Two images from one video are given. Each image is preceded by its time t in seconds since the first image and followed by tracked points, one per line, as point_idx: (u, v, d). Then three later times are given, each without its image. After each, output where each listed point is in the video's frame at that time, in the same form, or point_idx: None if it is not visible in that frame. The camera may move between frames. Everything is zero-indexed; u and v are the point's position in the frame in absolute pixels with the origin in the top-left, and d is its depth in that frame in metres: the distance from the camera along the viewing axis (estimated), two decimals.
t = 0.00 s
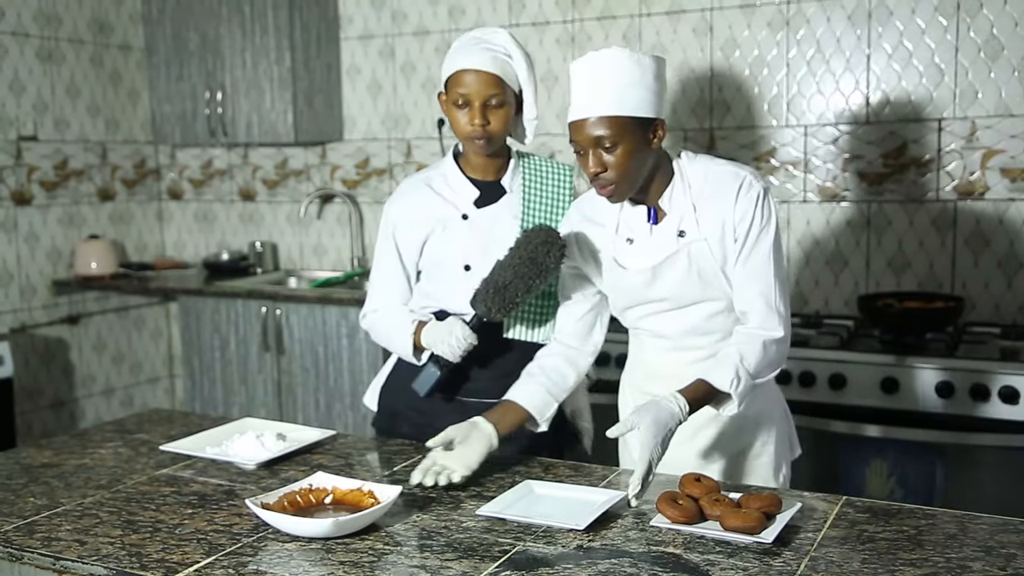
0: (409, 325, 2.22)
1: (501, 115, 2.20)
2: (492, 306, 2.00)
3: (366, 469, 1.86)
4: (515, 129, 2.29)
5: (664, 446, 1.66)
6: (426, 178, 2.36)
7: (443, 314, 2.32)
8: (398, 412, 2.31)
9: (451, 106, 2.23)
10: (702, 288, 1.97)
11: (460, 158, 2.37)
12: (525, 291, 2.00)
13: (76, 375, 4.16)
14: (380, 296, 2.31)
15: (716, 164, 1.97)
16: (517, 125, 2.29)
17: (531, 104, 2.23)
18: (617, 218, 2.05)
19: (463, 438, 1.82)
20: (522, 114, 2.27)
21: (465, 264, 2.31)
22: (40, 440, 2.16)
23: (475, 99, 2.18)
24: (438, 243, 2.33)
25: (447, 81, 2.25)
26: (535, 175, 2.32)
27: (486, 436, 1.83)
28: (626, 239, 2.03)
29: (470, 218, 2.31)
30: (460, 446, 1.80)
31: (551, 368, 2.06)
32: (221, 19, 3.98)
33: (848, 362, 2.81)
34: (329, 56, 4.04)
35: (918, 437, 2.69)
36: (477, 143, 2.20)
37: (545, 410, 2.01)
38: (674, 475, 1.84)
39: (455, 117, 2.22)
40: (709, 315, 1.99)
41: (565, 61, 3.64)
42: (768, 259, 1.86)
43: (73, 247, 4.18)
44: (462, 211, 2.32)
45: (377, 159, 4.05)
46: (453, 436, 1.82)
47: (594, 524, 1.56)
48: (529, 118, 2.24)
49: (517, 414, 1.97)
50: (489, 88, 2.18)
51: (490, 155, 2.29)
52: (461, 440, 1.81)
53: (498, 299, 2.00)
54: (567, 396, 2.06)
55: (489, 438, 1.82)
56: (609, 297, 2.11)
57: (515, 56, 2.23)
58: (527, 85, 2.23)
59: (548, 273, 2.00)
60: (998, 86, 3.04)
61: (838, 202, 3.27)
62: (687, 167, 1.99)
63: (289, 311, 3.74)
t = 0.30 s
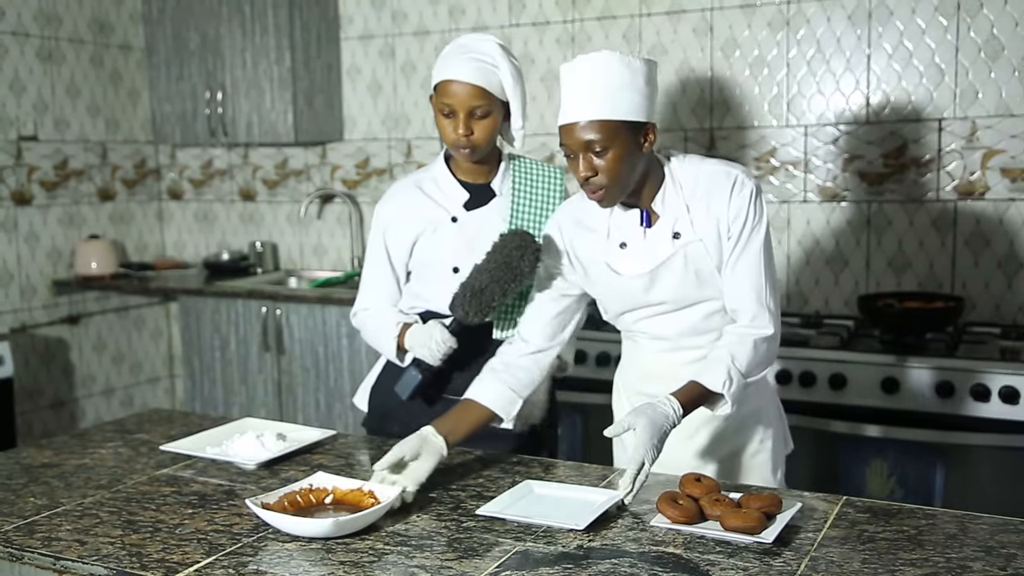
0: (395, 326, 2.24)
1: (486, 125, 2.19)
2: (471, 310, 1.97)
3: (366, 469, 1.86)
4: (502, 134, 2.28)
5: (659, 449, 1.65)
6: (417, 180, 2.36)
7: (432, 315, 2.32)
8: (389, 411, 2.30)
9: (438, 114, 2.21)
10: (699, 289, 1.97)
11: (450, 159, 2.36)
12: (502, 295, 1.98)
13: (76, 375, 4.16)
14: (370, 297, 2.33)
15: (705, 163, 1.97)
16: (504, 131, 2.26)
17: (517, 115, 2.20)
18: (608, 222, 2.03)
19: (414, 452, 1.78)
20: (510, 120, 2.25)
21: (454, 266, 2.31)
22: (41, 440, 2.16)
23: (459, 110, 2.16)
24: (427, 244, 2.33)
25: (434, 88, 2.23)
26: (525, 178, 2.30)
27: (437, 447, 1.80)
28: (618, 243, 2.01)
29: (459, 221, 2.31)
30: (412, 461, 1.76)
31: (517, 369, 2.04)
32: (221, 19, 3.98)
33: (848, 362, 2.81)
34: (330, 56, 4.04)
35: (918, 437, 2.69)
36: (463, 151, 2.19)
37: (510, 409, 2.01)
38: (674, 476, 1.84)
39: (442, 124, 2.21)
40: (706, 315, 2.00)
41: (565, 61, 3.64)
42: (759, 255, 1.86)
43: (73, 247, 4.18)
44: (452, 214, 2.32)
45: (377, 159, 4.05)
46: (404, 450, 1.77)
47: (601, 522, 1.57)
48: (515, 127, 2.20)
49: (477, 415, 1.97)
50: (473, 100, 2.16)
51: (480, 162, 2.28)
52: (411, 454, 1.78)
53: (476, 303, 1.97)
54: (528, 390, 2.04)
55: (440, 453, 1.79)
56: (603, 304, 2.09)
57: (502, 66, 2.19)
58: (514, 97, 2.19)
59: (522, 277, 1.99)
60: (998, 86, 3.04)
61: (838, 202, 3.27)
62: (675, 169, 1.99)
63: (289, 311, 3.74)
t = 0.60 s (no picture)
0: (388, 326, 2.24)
1: (476, 124, 2.17)
2: (453, 305, 2.00)
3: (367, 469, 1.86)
4: (493, 133, 2.27)
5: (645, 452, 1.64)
6: (409, 182, 2.37)
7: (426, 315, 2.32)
8: (388, 411, 2.29)
9: (427, 113, 2.19)
10: (692, 290, 1.97)
11: (443, 160, 2.35)
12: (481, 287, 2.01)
13: (77, 375, 4.16)
14: (367, 298, 2.33)
15: (696, 164, 1.97)
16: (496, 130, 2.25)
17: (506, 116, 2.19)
18: (599, 223, 2.02)
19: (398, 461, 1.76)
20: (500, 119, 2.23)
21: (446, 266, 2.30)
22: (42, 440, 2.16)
23: (449, 109, 2.14)
24: (419, 244, 2.33)
25: (424, 88, 2.21)
26: (517, 175, 2.30)
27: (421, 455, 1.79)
28: (610, 244, 2.01)
29: (449, 221, 2.31)
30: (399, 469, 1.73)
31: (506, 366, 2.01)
32: (222, 19, 3.98)
33: (849, 362, 2.81)
34: (331, 56, 4.04)
35: (919, 438, 2.69)
36: (453, 151, 2.17)
37: (499, 406, 1.98)
38: (675, 476, 1.84)
39: (432, 124, 2.19)
40: (697, 315, 2.00)
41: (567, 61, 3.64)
42: (746, 255, 1.85)
43: (74, 247, 4.18)
44: (443, 214, 2.32)
45: (378, 159, 4.05)
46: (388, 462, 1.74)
47: (587, 523, 1.56)
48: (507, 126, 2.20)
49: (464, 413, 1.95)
50: (462, 100, 2.14)
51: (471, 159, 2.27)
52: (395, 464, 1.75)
53: (457, 297, 1.99)
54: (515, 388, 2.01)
55: (426, 461, 1.78)
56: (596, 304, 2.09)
57: (490, 64, 2.18)
58: (503, 97, 2.18)
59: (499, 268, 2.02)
60: (999, 86, 3.04)
61: (839, 202, 3.27)
62: (666, 170, 1.99)
63: (290, 311, 3.74)
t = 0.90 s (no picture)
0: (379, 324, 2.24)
1: (472, 124, 2.16)
2: (425, 304, 2.09)
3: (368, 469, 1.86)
4: (488, 132, 2.26)
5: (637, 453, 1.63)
6: (405, 182, 2.37)
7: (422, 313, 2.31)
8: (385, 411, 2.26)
9: (422, 114, 2.18)
10: (687, 289, 1.97)
11: (439, 161, 2.35)
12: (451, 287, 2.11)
13: (79, 375, 4.16)
14: (366, 297, 2.34)
15: (694, 164, 1.97)
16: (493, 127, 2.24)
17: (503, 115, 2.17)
18: (598, 221, 2.03)
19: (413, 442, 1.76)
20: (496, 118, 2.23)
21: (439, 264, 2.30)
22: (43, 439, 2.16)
23: (445, 109, 2.13)
24: (415, 243, 2.33)
25: (417, 87, 2.19)
26: (513, 175, 2.27)
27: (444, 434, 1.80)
28: (607, 242, 2.02)
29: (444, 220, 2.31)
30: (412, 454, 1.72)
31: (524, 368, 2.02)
32: (223, 19, 3.99)
33: (850, 362, 2.81)
34: (332, 55, 4.04)
35: (920, 438, 2.69)
36: (449, 152, 2.16)
37: (510, 405, 1.98)
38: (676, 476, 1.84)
39: (427, 124, 2.17)
40: (693, 316, 2.00)
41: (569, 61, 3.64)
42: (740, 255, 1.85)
43: (75, 247, 4.18)
44: (438, 213, 2.32)
45: (380, 158, 4.05)
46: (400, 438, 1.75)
47: (558, 525, 1.56)
48: (503, 123, 2.18)
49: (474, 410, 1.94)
50: (458, 99, 2.13)
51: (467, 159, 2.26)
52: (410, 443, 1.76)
53: (430, 296, 2.09)
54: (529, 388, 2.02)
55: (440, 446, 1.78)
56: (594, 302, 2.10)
57: (485, 63, 2.17)
58: (499, 95, 2.18)
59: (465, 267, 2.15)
60: (1001, 85, 3.04)
61: (840, 201, 3.27)
62: (664, 169, 1.99)
63: (291, 311, 3.74)
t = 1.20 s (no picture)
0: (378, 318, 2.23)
1: (477, 124, 2.16)
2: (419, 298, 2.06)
3: (369, 469, 1.86)
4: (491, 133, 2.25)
5: (596, 414, 1.65)
6: (404, 181, 2.36)
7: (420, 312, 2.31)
8: (383, 412, 2.29)
9: (426, 113, 2.19)
10: (687, 284, 1.99)
11: (439, 159, 2.34)
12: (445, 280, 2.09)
13: (80, 374, 4.17)
14: (364, 294, 2.32)
15: (702, 162, 1.99)
16: (496, 126, 2.23)
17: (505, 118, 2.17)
18: (605, 212, 2.06)
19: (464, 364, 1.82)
20: (498, 115, 2.21)
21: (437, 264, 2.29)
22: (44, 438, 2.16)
23: (449, 110, 2.13)
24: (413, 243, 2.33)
25: (421, 87, 2.19)
26: (513, 174, 2.27)
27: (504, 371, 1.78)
28: (612, 234, 2.04)
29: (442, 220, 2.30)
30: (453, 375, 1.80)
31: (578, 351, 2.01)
32: (225, 18, 3.99)
33: (852, 361, 2.81)
34: (333, 55, 4.04)
35: (922, 438, 2.68)
36: (455, 151, 2.17)
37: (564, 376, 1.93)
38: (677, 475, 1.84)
39: (431, 124, 2.18)
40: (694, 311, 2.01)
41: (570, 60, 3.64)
42: (736, 247, 1.86)
43: (77, 246, 4.19)
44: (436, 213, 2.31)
45: (381, 158, 4.05)
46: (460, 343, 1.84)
47: (558, 525, 1.56)
48: (504, 124, 2.18)
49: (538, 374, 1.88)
50: (462, 100, 2.13)
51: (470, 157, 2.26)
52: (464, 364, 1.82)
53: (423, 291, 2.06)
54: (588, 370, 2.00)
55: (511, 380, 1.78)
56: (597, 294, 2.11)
57: (488, 61, 2.16)
58: (502, 92, 2.16)
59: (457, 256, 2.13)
60: (1003, 85, 3.04)
61: (842, 201, 3.26)
62: (673, 164, 2.01)
63: (292, 310, 3.74)
